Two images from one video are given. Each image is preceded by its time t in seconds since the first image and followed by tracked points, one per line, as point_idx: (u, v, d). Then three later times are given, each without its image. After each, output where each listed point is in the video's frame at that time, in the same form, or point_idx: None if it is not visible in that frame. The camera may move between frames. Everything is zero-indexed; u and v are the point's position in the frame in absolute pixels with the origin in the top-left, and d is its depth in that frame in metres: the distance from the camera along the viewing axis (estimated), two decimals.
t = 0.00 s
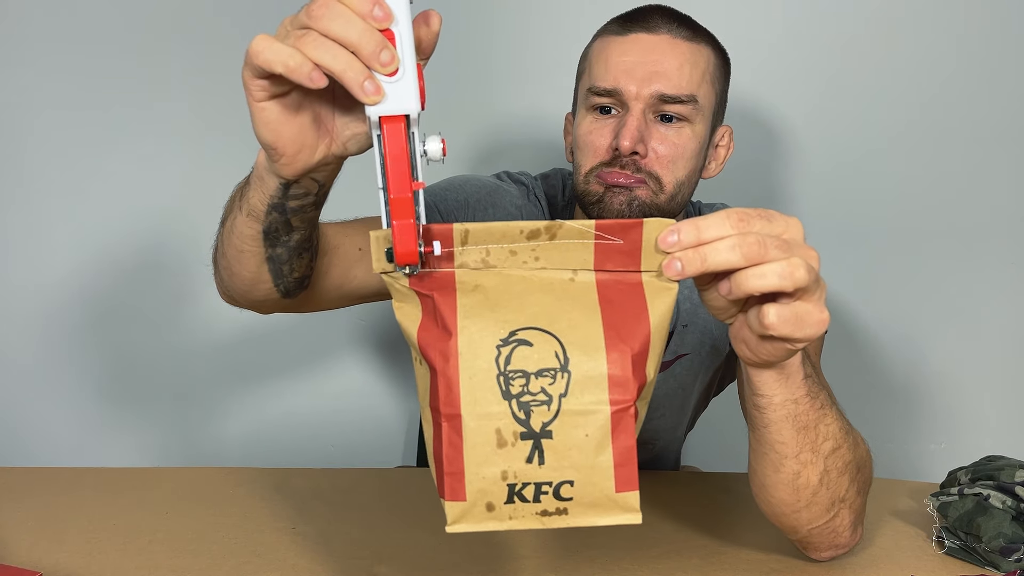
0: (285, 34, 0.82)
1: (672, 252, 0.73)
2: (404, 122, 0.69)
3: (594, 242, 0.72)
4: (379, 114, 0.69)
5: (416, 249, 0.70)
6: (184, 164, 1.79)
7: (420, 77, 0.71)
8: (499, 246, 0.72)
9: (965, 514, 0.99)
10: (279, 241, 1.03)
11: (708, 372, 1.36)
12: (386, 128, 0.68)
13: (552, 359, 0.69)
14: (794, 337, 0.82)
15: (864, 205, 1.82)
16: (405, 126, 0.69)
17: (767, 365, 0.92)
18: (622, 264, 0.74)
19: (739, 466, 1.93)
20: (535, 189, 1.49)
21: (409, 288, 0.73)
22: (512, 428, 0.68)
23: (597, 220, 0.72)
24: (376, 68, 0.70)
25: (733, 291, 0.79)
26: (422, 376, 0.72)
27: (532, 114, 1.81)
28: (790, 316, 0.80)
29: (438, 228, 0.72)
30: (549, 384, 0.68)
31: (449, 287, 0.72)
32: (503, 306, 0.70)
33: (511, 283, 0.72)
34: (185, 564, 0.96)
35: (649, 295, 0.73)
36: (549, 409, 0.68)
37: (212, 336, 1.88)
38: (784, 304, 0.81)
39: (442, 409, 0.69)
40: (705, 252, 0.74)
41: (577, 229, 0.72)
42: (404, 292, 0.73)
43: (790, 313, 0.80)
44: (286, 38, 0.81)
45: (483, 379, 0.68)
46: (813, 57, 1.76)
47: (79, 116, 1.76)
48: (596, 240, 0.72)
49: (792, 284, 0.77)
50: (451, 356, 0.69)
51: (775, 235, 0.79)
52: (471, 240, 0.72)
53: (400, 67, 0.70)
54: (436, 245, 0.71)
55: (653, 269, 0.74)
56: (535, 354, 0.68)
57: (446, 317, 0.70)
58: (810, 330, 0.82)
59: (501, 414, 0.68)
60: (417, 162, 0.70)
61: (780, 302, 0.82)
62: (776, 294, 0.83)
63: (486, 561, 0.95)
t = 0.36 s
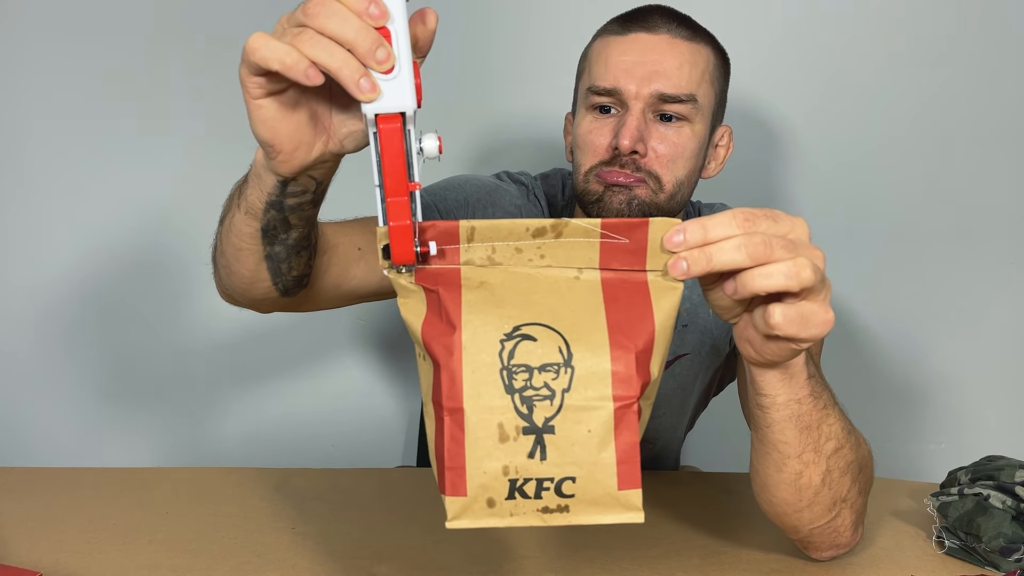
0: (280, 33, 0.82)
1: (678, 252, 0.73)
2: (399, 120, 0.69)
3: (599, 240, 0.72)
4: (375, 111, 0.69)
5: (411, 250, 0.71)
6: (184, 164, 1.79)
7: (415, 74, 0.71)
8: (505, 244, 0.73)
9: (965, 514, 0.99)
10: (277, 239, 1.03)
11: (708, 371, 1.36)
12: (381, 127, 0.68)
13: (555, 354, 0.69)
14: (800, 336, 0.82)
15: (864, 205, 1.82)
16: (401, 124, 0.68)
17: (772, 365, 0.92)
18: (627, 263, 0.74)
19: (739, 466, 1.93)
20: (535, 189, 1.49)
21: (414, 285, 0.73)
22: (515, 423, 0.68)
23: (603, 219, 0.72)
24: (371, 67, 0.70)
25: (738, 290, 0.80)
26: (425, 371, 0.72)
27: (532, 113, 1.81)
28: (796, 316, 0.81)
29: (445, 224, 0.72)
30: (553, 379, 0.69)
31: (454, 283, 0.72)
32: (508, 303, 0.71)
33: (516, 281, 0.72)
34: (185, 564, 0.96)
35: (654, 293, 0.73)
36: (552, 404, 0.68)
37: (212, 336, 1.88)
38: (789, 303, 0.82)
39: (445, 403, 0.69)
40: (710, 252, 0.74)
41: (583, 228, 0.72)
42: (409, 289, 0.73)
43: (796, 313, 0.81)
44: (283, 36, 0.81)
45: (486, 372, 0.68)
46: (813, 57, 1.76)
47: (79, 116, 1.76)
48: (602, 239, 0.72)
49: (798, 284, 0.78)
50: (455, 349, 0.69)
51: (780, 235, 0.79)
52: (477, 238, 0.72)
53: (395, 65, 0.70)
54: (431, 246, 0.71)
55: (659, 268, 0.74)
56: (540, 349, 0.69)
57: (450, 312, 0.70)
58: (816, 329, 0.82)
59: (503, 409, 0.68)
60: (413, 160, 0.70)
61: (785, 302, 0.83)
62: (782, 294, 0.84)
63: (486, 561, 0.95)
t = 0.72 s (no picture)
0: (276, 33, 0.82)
1: (684, 257, 0.73)
2: (396, 120, 0.69)
3: (606, 243, 0.72)
4: (370, 111, 0.69)
5: (408, 248, 0.70)
6: (184, 164, 1.79)
7: (412, 76, 0.71)
8: (511, 245, 0.72)
9: (966, 514, 0.99)
10: (276, 239, 1.03)
11: (707, 371, 1.36)
12: (377, 125, 0.68)
13: (559, 357, 0.69)
14: (804, 342, 0.83)
15: (865, 205, 1.82)
16: (397, 123, 0.69)
17: (777, 369, 0.93)
18: (634, 267, 0.73)
19: (740, 466, 1.93)
20: (535, 189, 1.49)
21: (419, 284, 0.73)
22: (518, 425, 0.68)
23: (610, 222, 0.71)
24: (368, 67, 0.70)
25: (745, 295, 0.80)
26: (430, 371, 0.73)
27: (533, 113, 1.80)
28: (801, 321, 0.81)
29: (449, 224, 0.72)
30: (556, 382, 0.69)
31: (459, 284, 0.72)
32: (512, 305, 0.71)
33: (522, 283, 0.72)
34: (185, 564, 0.96)
35: (659, 297, 0.73)
36: (555, 407, 0.69)
37: (213, 336, 1.88)
38: (795, 309, 0.82)
39: (448, 404, 0.69)
40: (717, 257, 0.74)
41: (589, 231, 0.72)
42: (414, 288, 0.73)
43: (801, 319, 0.81)
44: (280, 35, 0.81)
45: (490, 375, 0.69)
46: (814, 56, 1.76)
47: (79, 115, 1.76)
48: (608, 242, 0.72)
49: (805, 289, 0.77)
50: (459, 351, 0.69)
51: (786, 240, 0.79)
52: (484, 238, 0.72)
53: (391, 65, 0.70)
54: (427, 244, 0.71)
55: (664, 273, 0.74)
56: (544, 352, 0.69)
57: (455, 313, 0.71)
58: (821, 333, 0.82)
59: (507, 411, 0.68)
60: (409, 160, 0.69)
61: (791, 307, 0.82)
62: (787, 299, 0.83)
63: (486, 561, 0.95)
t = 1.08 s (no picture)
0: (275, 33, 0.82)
1: (695, 256, 0.73)
2: (393, 123, 0.69)
3: (616, 244, 0.72)
4: (368, 115, 0.69)
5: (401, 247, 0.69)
6: (184, 164, 1.79)
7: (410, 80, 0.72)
8: (522, 246, 0.72)
9: (966, 514, 0.99)
10: (275, 239, 1.03)
11: (707, 371, 1.36)
12: (375, 128, 0.69)
13: (571, 359, 0.69)
14: (814, 342, 0.82)
15: (865, 205, 1.82)
16: (394, 127, 0.69)
17: (783, 369, 0.93)
18: (645, 267, 0.73)
19: (739, 466, 1.93)
20: (535, 188, 1.49)
21: (430, 285, 0.73)
22: (531, 427, 0.69)
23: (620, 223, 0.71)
24: (365, 71, 0.70)
25: (755, 296, 0.79)
26: (443, 372, 0.73)
27: (533, 114, 1.81)
28: (811, 321, 0.81)
29: (459, 226, 0.72)
30: (569, 384, 0.69)
31: (471, 286, 0.72)
32: (524, 307, 0.71)
33: (533, 285, 0.72)
34: (186, 564, 0.96)
35: (670, 297, 0.73)
36: (568, 409, 0.69)
37: (213, 336, 1.88)
38: (805, 310, 0.81)
39: (462, 407, 0.69)
40: (727, 257, 0.74)
41: (600, 232, 0.71)
42: (426, 289, 0.74)
43: (812, 319, 0.81)
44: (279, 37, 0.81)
45: (502, 377, 0.69)
46: (815, 56, 1.76)
47: (80, 115, 1.76)
48: (619, 243, 0.72)
49: (816, 290, 0.77)
50: (472, 354, 0.69)
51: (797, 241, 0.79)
52: (495, 240, 0.72)
53: (390, 70, 0.70)
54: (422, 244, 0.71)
55: (675, 272, 0.74)
56: (556, 354, 0.69)
57: (467, 315, 0.70)
58: (832, 334, 0.82)
59: (520, 413, 0.69)
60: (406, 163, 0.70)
61: (801, 308, 0.82)
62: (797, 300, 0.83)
63: (487, 561, 0.95)
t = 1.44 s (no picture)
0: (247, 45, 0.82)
1: (731, 262, 0.74)
2: (373, 116, 0.69)
3: (655, 263, 0.72)
4: (349, 109, 0.69)
5: (384, 239, 0.68)
6: (183, 164, 1.79)
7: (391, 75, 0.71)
8: (565, 285, 0.71)
9: (966, 514, 0.99)
10: (264, 240, 1.03)
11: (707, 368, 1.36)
12: (356, 122, 0.69)
13: (651, 394, 0.68)
14: (844, 352, 0.83)
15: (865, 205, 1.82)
16: (375, 119, 0.69)
17: (810, 377, 0.93)
18: (684, 280, 0.74)
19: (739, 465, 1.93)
20: (533, 187, 1.48)
21: (481, 347, 0.70)
22: (628, 471, 0.68)
23: (657, 240, 0.71)
24: (344, 65, 0.69)
25: (788, 304, 0.81)
26: (513, 437, 0.70)
27: (532, 113, 1.81)
28: (843, 332, 0.81)
29: (499, 279, 0.69)
30: (655, 419, 0.68)
31: (527, 340, 0.69)
32: (584, 348, 0.69)
33: (585, 323, 0.70)
34: (185, 564, 0.96)
35: (717, 306, 0.75)
36: (660, 444, 0.68)
37: (212, 336, 1.88)
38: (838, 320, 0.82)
39: (551, 469, 0.67)
40: (764, 265, 0.75)
41: (639, 254, 0.71)
42: (477, 354, 0.70)
43: (844, 329, 0.81)
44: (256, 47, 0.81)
45: (589, 428, 0.67)
46: (814, 56, 1.76)
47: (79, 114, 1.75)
48: (657, 261, 0.72)
49: (851, 301, 0.79)
50: (551, 412, 0.67)
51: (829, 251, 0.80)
52: (535, 285, 0.70)
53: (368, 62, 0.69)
54: (405, 236, 0.69)
55: (712, 280, 0.75)
56: (635, 393, 0.68)
57: (534, 373, 0.68)
58: (859, 347, 0.82)
59: (613, 459, 0.67)
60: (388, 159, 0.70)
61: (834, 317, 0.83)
62: (829, 309, 0.84)
63: (487, 561, 0.95)
